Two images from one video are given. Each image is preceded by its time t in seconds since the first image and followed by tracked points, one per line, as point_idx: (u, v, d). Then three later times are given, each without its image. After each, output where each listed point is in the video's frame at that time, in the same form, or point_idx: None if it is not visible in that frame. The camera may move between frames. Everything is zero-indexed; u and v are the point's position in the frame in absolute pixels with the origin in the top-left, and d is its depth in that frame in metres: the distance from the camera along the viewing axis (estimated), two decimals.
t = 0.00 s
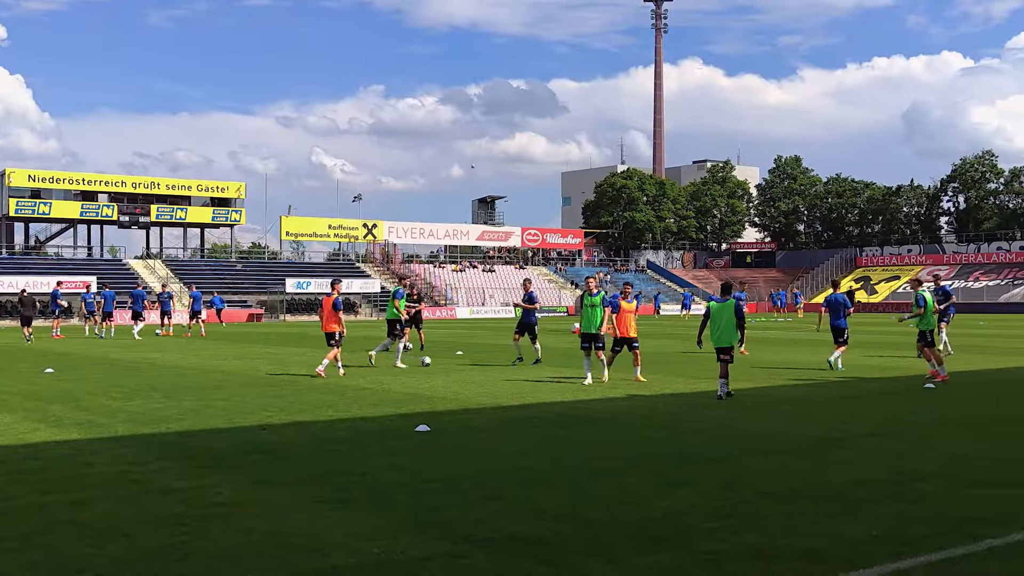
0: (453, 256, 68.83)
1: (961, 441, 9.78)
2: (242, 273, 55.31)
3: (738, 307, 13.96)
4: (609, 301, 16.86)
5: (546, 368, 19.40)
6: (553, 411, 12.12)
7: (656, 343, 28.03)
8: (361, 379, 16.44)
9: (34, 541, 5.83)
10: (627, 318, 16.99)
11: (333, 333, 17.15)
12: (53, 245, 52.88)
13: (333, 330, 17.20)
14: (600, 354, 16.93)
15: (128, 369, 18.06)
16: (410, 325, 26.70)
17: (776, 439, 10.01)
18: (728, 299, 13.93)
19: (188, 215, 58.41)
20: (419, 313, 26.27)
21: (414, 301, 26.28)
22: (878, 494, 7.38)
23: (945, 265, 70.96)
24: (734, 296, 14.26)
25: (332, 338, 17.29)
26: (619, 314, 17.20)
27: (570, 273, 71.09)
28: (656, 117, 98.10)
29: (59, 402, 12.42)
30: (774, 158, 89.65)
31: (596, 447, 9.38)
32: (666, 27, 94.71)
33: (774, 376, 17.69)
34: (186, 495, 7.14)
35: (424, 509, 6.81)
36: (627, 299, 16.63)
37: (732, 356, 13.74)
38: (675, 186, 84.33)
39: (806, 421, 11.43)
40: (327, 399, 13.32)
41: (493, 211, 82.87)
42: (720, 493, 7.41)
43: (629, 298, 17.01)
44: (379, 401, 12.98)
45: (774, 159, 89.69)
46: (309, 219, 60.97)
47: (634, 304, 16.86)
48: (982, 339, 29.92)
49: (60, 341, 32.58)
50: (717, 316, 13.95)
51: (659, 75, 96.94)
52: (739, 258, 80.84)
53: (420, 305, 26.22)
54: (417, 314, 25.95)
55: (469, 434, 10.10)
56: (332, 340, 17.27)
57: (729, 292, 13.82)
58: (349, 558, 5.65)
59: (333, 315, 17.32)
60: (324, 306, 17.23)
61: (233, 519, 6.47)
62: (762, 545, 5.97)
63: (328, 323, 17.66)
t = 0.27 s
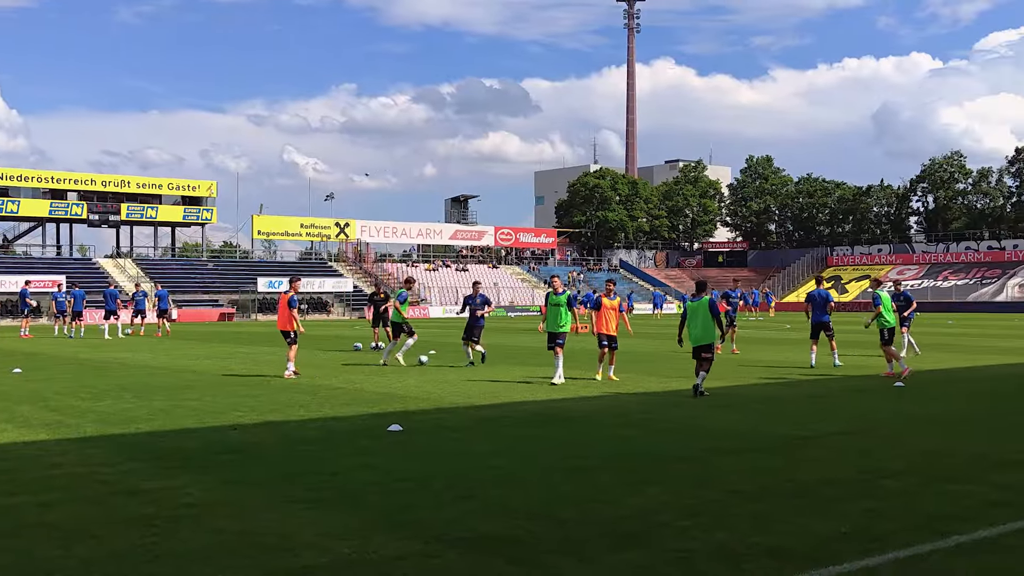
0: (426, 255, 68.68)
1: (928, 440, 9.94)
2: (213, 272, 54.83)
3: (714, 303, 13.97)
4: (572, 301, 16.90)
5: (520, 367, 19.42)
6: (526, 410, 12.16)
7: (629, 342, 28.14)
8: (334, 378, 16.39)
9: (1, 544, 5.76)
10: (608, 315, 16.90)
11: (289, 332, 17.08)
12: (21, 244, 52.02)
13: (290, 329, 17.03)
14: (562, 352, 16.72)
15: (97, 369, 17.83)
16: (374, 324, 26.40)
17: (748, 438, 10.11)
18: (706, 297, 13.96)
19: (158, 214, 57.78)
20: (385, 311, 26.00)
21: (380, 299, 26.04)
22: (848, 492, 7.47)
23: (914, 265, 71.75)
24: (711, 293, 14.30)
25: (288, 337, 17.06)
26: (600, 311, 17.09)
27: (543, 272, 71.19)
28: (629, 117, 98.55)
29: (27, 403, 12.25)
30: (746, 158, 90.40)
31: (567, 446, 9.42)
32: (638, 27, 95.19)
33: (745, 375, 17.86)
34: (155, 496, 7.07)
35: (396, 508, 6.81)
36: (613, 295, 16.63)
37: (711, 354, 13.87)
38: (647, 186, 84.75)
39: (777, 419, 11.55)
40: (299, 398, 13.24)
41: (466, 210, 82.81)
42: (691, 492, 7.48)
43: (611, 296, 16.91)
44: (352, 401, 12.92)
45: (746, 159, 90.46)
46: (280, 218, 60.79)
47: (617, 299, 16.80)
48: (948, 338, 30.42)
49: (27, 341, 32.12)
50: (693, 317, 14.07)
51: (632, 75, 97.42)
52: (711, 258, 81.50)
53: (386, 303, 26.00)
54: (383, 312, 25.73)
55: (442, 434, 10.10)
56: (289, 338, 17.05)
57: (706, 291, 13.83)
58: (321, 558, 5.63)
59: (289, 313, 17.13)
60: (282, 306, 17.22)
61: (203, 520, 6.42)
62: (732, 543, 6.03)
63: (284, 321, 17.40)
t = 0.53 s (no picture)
0: (400, 253, 68.43)
1: (897, 438, 10.09)
2: (185, 270, 54.30)
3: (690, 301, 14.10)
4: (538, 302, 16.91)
5: (493, 366, 19.39)
6: (499, 409, 12.17)
7: (602, 341, 28.22)
8: (306, 378, 16.29)
9: None
10: (586, 315, 16.89)
11: (242, 334, 16.71)
12: None
13: (245, 331, 16.74)
14: (529, 353, 16.63)
15: (66, 368, 17.60)
16: (345, 324, 26.11)
17: (719, 436, 10.21)
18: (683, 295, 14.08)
19: (129, 212, 57.09)
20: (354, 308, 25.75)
21: (350, 297, 25.82)
22: (819, 490, 7.57)
23: (884, 264, 72.54)
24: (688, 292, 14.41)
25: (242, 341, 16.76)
26: (577, 312, 17.02)
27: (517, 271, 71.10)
28: (602, 116, 98.91)
29: None
30: (718, 158, 91.09)
31: (538, 445, 9.46)
32: (611, 27, 95.55)
33: (718, 374, 17.97)
34: (124, 495, 6.99)
35: (368, 507, 6.79)
36: (592, 295, 16.60)
37: (691, 350, 13.96)
38: (620, 185, 85.09)
39: (748, 417, 11.67)
40: (271, 398, 13.14)
41: (439, 209, 82.65)
42: (662, 490, 7.53)
43: (589, 296, 16.88)
44: (324, 400, 12.85)
45: (718, 159, 91.14)
46: (253, 216, 60.51)
47: (595, 299, 16.80)
48: (916, 337, 30.87)
49: None
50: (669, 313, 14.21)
51: (605, 74, 97.78)
52: (683, 257, 82.10)
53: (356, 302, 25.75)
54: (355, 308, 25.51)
55: (414, 433, 10.10)
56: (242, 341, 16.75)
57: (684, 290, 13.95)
58: (291, 557, 5.61)
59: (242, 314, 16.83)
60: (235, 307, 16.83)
61: (172, 520, 6.37)
62: (705, 541, 6.08)
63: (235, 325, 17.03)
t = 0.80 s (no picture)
0: (372, 252, 68.15)
1: (865, 434, 10.23)
2: (156, 270, 53.70)
3: (672, 302, 14.24)
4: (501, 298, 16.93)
5: (467, 365, 19.41)
6: (471, 407, 12.19)
7: (574, 339, 28.34)
8: (278, 377, 16.20)
9: None
10: (561, 313, 16.93)
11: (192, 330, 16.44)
12: None
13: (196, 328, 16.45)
14: (496, 352, 16.64)
15: (33, 368, 17.34)
16: (318, 323, 25.98)
17: (691, 433, 10.31)
18: (664, 296, 14.20)
19: (98, 211, 56.30)
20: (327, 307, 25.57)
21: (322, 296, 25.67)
22: (787, 486, 7.67)
23: (854, 263, 73.33)
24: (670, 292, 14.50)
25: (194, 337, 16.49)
26: (552, 311, 17.06)
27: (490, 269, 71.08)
28: (575, 115, 99.17)
29: None
30: (690, 157, 91.71)
31: (509, 443, 9.48)
32: (583, 26, 95.82)
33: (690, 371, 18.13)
34: (92, 496, 6.93)
35: (338, 507, 6.79)
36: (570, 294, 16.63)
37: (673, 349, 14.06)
38: (593, 184, 85.33)
39: (718, 415, 11.79)
40: (243, 397, 13.06)
41: (411, 208, 82.40)
42: (633, 487, 7.60)
43: (563, 294, 16.91)
44: (296, 400, 12.80)
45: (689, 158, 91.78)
46: (224, 215, 59.93)
47: (570, 297, 16.87)
48: (885, 334, 31.30)
49: None
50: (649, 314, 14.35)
51: (577, 73, 98.01)
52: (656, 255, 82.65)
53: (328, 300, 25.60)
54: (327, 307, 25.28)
55: (385, 431, 10.10)
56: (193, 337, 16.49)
57: (664, 290, 14.08)
58: (262, 558, 5.59)
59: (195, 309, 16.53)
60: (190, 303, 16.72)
61: (142, 520, 6.32)
62: (674, 538, 6.15)
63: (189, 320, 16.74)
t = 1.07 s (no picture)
0: (342, 250, 67.77)
1: (832, 432, 10.39)
2: (123, 268, 53.00)
3: (654, 299, 14.39)
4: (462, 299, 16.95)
5: (437, 364, 19.36)
6: (440, 406, 12.18)
7: (544, 337, 28.37)
8: (245, 376, 16.06)
9: None
10: (533, 311, 17.02)
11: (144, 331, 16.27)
12: None
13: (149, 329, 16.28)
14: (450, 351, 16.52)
15: None
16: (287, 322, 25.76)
17: (661, 431, 10.39)
18: (646, 293, 14.36)
19: (65, 208, 55.27)
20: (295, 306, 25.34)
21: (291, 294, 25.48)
22: (755, 484, 7.77)
23: (823, 261, 74.13)
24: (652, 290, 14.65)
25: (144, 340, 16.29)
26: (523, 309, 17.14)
27: (461, 268, 70.95)
28: (546, 114, 99.36)
29: None
30: (661, 155, 92.24)
31: (480, 441, 9.50)
32: (555, 25, 96.04)
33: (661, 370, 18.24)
34: (57, 496, 6.85)
35: (306, 505, 6.77)
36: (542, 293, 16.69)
37: (653, 347, 14.14)
38: (563, 183, 85.49)
39: (687, 413, 11.89)
40: (210, 396, 12.94)
41: (382, 206, 82.02)
42: (602, 485, 7.66)
43: (535, 291, 16.91)
44: (264, 399, 12.70)
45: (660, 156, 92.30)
46: (193, 212, 59.23)
47: (540, 296, 16.89)
48: (852, 332, 31.76)
49: None
50: (633, 312, 14.47)
51: (548, 72, 98.18)
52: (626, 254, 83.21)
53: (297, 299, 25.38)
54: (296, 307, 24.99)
55: (355, 430, 10.07)
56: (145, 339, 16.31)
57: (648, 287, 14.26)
58: (230, 556, 5.57)
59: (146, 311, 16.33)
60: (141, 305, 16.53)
61: (109, 519, 6.27)
62: (644, 536, 6.20)
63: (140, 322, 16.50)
